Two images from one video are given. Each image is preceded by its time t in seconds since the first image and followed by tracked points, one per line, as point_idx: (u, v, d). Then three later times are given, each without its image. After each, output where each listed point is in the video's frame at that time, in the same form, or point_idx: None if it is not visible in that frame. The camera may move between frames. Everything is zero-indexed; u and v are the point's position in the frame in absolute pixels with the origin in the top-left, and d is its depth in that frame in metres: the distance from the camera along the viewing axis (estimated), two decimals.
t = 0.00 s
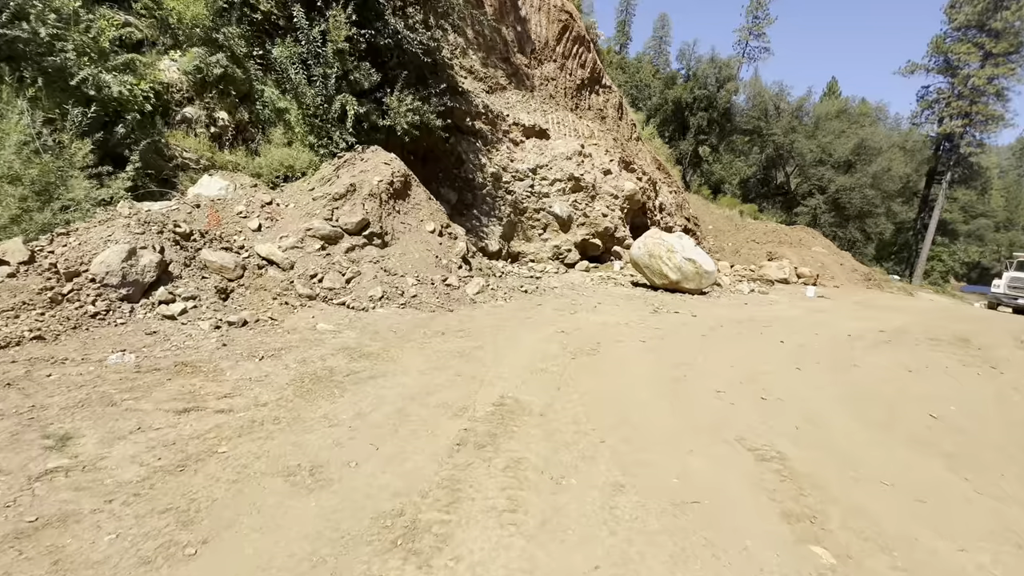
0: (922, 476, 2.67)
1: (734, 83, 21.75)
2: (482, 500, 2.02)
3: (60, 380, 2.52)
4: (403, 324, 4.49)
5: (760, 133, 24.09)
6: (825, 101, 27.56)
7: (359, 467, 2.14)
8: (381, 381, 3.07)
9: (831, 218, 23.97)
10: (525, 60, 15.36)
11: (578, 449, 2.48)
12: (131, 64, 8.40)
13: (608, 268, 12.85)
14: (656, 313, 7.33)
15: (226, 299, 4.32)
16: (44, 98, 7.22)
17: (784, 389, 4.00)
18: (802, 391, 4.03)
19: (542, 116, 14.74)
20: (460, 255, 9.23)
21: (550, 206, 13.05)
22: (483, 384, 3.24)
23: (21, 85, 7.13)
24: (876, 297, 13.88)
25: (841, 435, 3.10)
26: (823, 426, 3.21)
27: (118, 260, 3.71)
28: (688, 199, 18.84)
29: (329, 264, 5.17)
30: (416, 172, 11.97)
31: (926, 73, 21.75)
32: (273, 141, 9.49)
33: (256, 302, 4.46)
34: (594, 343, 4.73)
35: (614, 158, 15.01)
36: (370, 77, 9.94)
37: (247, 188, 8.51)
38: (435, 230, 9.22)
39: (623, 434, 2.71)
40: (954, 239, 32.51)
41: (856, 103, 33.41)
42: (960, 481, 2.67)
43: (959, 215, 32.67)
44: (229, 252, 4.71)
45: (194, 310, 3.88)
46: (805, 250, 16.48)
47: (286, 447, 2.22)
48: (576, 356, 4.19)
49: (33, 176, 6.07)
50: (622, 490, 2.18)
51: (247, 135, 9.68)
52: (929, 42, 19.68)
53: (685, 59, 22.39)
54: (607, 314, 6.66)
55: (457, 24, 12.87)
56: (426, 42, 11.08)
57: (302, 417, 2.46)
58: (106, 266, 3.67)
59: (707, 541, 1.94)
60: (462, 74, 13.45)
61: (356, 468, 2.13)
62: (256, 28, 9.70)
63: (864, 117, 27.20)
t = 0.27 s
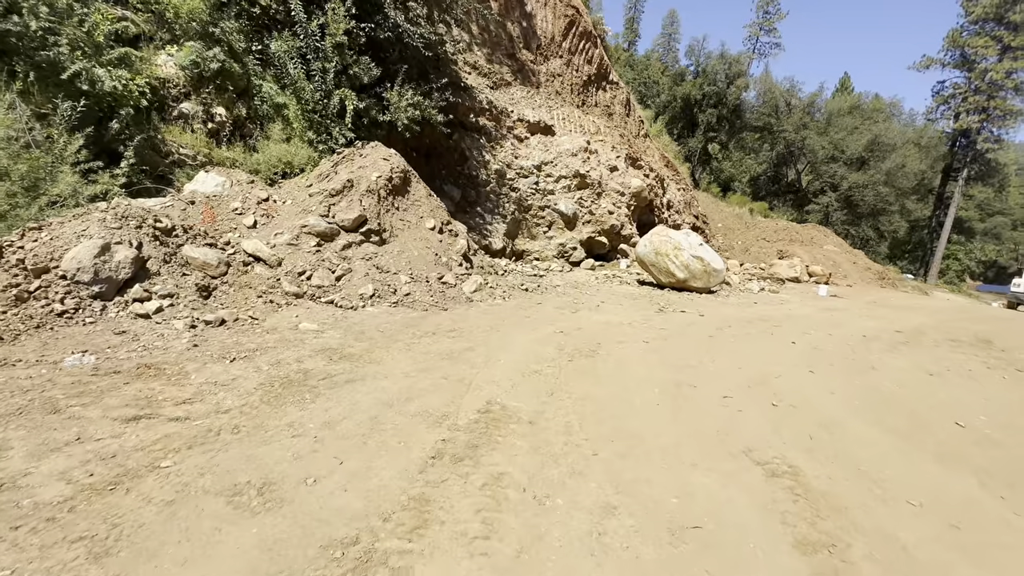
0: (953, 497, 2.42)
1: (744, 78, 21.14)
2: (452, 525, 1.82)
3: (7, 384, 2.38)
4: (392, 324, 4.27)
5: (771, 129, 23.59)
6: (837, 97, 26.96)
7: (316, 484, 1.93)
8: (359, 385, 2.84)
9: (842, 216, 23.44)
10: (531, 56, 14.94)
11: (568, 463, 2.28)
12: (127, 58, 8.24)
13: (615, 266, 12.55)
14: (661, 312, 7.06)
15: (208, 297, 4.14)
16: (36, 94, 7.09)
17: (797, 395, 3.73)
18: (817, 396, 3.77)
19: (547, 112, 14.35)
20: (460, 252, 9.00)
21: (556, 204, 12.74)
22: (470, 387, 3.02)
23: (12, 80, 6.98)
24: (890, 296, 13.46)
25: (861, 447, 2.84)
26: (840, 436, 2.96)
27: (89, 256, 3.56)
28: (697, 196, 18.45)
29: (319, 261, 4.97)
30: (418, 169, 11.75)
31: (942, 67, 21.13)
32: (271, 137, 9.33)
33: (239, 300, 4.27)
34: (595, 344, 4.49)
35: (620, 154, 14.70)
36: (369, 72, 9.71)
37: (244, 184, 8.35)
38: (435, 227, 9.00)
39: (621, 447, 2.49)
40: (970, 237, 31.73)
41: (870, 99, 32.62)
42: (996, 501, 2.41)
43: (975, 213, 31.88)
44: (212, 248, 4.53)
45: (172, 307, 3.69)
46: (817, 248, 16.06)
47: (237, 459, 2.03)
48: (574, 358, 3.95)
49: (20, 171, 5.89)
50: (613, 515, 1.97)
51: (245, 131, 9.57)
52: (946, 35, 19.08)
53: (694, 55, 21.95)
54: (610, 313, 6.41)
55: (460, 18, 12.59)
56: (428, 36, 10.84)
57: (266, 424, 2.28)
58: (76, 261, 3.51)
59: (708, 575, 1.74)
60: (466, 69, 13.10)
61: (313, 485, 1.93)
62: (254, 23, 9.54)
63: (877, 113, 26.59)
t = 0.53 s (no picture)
0: (982, 527, 2.21)
1: (752, 77, 20.69)
2: (417, 567, 1.67)
3: None
4: (381, 329, 4.07)
5: (780, 128, 23.16)
6: (848, 96, 26.48)
7: (268, 518, 1.79)
8: (334, 399, 2.64)
9: (853, 216, 23.01)
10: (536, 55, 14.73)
11: (555, 491, 2.12)
12: (123, 57, 8.11)
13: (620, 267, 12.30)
14: (666, 316, 6.83)
15: (189, 301, 4.00)
16: (29, 95, 6.76)
17: (810, 406, 3.51)
18: (830, 407, 3.54)
19: (552, 110, 14.08)
20: (461, 254, 8.81)
21: (560, 203, 12.44)
22: (457, 399, 2.84)
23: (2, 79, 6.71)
24: (903, 298, 13.11)
25: (881, 466, 2.63)
26: (857, 454, 2.75)
27: (61, 259, 3.39)
28: (704, 196, 18.11)
29: (308, 263, 4.79)
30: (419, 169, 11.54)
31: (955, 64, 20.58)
32: (269, 137, 9.20)
33: (221, 304, 4.12)
34: (595, 350, 4.28)
35: (627, 153, 14.38)
36: (370, 71, 9.53)
37: (240, 185, 8.20)
38: (435, 227, 8.81)
39: (616, 470, 2.30)
40: (984, 237, 31.09)
41: (881, 97, 31.97)
42: None
43: (989, 213, 31.24)
44: (196, 250, 4.36)
45: (148, 313, 3.56)
46: (827, 249, 15.72)
47: (184, 487, 1.90)
48: (572, 366, 3.74)
49: (10, 171, 5.76)
50: (605, 554, 1.81)
51: (243, 131, 9.43)
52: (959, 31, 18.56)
53: (701, 54, 21.58)
54: (612, 317, 6.18)
55: (463, 16, 12.36)
56: (430, 34, 10.65)
57: (226, 445, 2.15)
58: (47, 266, 3.35)
59: None
60: (469, 69, 12.84)
61: (264, 519, 1.79)
62: (252, 22, 9.39)
63: (889, 111, 26.08)
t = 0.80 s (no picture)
0: None
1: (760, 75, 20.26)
2: None
3: None
4: (370, 330, 3.84)
5: (789, 127, 22.71)
6: (858, 93, 25.98)
7: (212, 550, 1.58)
8: (308, 406, 2.42)
9: (864, 215, 22.52)
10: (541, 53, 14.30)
11: (546, 517, 1.90)
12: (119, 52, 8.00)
13: (626, 267, 12.01)
14: (673, 316, 6.56)
15: (170, 300, 3.80)
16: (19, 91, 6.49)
17: (831, 413, 3.25)
18: (853, 415, 3.28)
19: (557, 108, 13.75)
20: (462, 252, 8.56)
21: (565, 202, 12.17)
22: (445, 406, 2.61)
23: None
24: (917, 299, 12.74)
25: (913, 485, 2.38)
26: (887, 470, 2.50)
27: (30, 254, 3.20)
28: (712, 195, 17.76)
29: (297, 261, 4.58)
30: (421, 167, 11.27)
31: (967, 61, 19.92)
32: (267, 134, 9.02)
33: (204, 303, 3.93)
34: (598, 352, 4.04)
35: (633, 150, 14.06)
36: (370, 67, 9.30)
37: (237, 182, 8.02)
38: (436, 225, 8.57)
39: (619, 491, 2.08)
40: (998, 237, 30.43)
41: (891, 95, 31.41)
42: None
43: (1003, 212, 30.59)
44: (178, 246, 4.17)
45: (123, 311, 3.37)
46: (837, 249, 15.34)
47: (120, 511, 1.69)
48: (573, 370, 3.50)
49: None
50: None
51: (240, 127, 9.25)
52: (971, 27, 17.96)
53: (709, 52, 21.17)
54: (617, 318, 5.92)
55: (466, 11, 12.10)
56: (432, 29, 10.42)
57: (177, 462, 1.95)
58: (15, 263, 3.16)
59: None
60: (472, 66, 12.60)
61: (204, 552, 1.58)
62: (250, 17, 9.22)
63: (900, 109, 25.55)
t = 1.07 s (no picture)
0: None
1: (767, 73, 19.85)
2: None
3: None
4: (354, 341, 3.59)
5: (796, 126, 22.28)
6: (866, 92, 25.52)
7: None
8: (271, 434, 2.22)
9: (873, 215, 22.06)
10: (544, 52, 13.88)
11: None
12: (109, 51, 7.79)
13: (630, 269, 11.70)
14: (679, 322, 6.27)
15: (142, 308, 3.59)
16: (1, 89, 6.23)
17: (856, 435, 2.99)
18: (878, 436, 3.02)
19: (560, 107, 13.38)
20: (461, 255, 8.29)
21: (568, 203, 11.86)
22: (427, 432, 2.39)
23: None
24: (930, 301, 12.36)
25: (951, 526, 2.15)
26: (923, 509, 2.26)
27: None
28: (717, 195, 17.39)
29: (281, 266, 4.35)
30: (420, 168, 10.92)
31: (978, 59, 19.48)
32: (262, 133, 8.75)
33: (178, 311, 3.71)
34: (598, 363, 3.79)
35: (637, 149, 13.70)
36: (368, 65, 9.01)
37: (229, 183, 7.73)
38: (434, 227, 8.31)
39: (621, 541, 1.88)
40: (1009, 236, 29.85)
41: (900, 92, 30.79)
42: None
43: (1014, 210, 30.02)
44: (153, 251, 3.93)
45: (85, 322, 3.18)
46: (845, 249, 15.00)
47: None
48: (572, 385, 3.24)
49: None
50: None
51: (234, 127, 8.98)
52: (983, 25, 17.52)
53: (714, 51, 20.74)
54: (620, 325, 5.65)
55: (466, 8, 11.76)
56: (431, 25, 10.11)
57: (103, 509, 1.77)
58: None
59: None
60: (473, 63, 12.19)
61: None
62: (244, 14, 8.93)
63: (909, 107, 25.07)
